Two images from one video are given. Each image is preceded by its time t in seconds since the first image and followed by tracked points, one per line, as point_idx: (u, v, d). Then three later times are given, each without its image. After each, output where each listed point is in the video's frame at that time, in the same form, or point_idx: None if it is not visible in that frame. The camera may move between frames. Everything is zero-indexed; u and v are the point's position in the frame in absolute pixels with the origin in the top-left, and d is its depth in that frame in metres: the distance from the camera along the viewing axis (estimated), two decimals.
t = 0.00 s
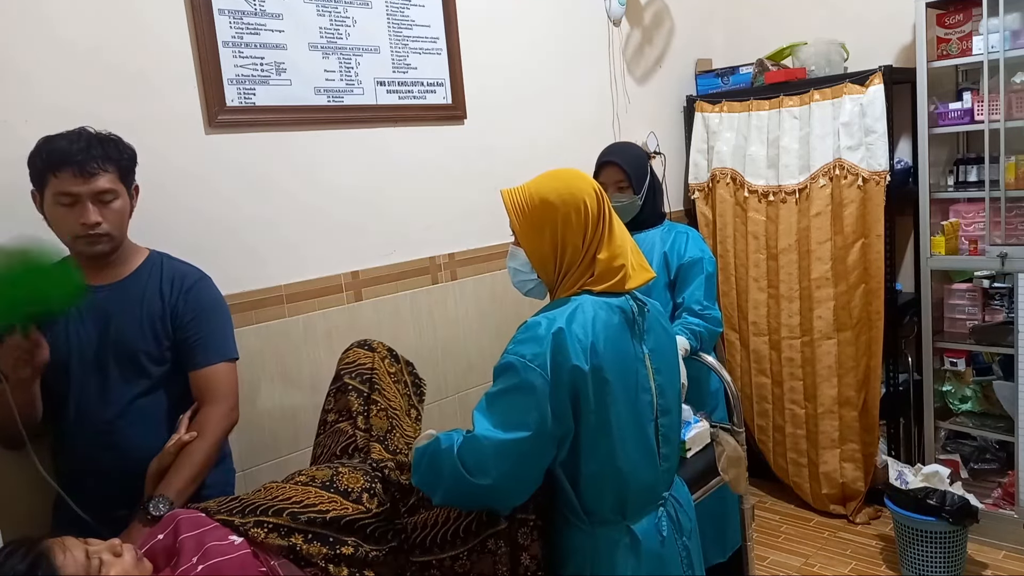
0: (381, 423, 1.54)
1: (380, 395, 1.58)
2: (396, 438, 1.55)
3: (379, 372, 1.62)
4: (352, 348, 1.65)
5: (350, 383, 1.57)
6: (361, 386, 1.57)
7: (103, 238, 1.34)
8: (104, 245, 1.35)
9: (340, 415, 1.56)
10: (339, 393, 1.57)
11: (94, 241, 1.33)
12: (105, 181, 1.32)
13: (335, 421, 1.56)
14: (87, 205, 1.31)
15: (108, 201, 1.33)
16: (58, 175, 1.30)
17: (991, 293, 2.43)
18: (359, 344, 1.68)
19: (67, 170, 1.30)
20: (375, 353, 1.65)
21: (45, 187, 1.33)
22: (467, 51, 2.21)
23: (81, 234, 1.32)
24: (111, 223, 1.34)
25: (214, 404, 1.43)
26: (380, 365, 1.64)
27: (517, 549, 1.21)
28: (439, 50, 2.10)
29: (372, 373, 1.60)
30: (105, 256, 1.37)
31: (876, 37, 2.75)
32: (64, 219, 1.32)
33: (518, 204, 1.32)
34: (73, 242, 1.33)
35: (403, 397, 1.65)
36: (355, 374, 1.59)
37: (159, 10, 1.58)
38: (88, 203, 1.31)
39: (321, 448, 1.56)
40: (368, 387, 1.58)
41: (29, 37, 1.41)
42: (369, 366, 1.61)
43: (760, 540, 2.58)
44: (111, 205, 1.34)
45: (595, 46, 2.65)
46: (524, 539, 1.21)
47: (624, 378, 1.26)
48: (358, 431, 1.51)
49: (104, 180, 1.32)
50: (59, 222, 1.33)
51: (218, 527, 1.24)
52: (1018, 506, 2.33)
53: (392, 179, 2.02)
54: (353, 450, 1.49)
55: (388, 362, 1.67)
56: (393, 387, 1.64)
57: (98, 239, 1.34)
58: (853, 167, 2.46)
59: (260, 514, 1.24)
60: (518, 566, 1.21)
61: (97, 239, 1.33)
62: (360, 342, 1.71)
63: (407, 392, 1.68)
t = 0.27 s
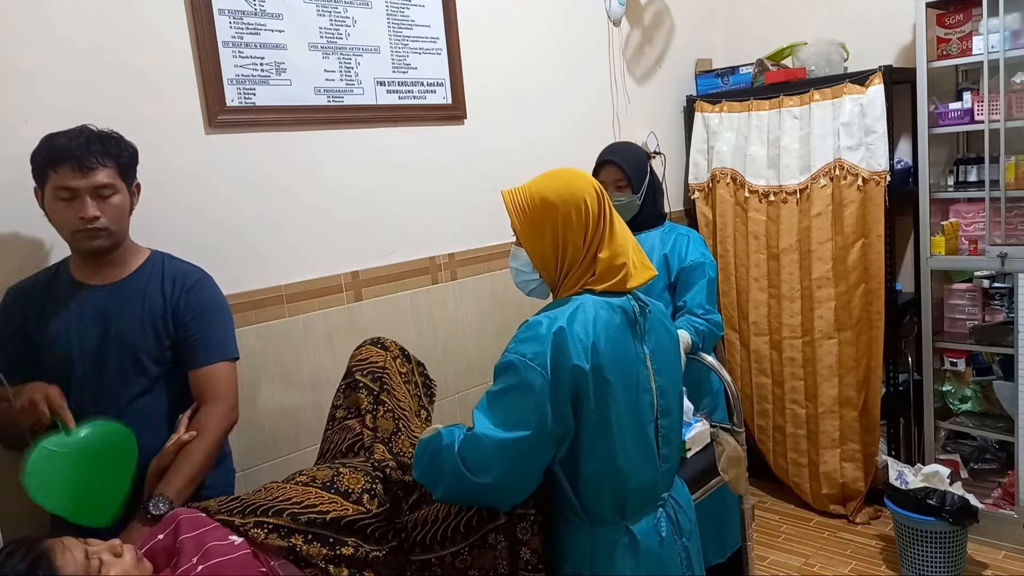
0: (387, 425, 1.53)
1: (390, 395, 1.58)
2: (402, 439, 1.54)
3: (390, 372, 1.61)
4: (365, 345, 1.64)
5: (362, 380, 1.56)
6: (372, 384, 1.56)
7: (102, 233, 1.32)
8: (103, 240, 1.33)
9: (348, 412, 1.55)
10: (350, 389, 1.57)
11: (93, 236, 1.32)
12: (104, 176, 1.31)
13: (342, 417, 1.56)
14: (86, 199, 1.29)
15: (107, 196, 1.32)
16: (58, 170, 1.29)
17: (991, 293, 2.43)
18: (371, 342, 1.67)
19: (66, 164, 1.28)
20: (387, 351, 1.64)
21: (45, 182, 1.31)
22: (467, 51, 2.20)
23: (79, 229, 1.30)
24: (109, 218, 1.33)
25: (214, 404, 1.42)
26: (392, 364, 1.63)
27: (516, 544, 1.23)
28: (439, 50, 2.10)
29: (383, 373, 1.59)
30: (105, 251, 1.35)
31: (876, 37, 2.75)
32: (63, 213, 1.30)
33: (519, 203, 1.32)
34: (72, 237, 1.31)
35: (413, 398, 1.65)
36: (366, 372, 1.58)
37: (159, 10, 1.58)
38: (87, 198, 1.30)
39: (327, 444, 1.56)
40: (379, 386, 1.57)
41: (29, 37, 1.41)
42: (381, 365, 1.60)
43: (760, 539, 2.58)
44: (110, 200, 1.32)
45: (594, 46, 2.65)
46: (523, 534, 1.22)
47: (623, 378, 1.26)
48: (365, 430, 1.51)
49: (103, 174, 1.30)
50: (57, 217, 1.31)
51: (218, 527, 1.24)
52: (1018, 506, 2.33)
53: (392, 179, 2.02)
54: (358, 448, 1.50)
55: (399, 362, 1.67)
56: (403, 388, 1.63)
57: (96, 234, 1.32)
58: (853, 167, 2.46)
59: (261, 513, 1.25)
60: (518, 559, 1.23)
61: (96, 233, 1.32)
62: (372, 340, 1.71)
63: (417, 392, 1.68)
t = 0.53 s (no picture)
0: (388, 425, 1.54)
1: (393, 395, 1.57)
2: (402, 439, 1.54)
3: (394, 372, 1.61)
4: (371, 345, 1.64)
5: (366, 379, 1.56)
6: (376, 384, 1.56)
7: (101, 234, 1.32)
8: (102, 240, 1.33)
9: (353, 411, 1.56)
10: (354, 388, 1.57)
11: (92, 238, 1.31)
12: (103, 177, 1.30)
13: (346, 416, 1.56)
14: (85, 201, 1.29)
15: (106, 197, 1.32)
16: (57, 171, 1.29)
17: (991, 293, 2.43)
18: (376, 341, 1.67)
19: (65, 165, 1.28)
20: (392, 351, 1.64)
21: (44, 183, 1.31)
22: (467, 51, 2.20)
23: (78, 230, 1.30)
24: (109, 219, 1.32)
25: (215, 404, 1.43)
26: (396, 364, 1.63)
27: (517, 538, 1.24)
28: (439, 50, 2.10)
29: (388, 373, 1.59)
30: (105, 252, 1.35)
31: (876, 37, 2.75)
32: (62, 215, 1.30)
33: (519, 204, 1.33)
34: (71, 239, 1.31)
35: (417, 398, 1.65)
36: (371, 371, 1.58)
37: (160, 10, 1.58)
38: (86, 199, 1.30)
39: (330, 442, 1.57)
40: (382, 386, 1.57)
41: (29, 37, 1.41)
42: (386, 365, 1.60)
43: (760, 539, 2.58)
44: (109, 201, 1.32)
45: (594, 46, 2.65)
46: (522, 528, 1.24)
47: (624, 377, 1.26)
48: (369, 430, 1.52)
49: (102, 175, 1.30)
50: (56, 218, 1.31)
51: (219, 527, 1.24)
52: (1018, 506, 2.33)
53: (392, 179, 2.02)
54: (360, 448, 1.50)
55: (404, 362, 1.66)
56: (407, 388, 1.63)
57: (96, 235, 1.31)
58: (854, 167, 2.46)
59: (262, 513, 1.25)
60: (518, 553, 1.25)
61: (95, 234, 1.31)
62: (379, 339, 1.70)
63: (420, 393, 1.68)
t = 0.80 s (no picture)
0: (389, 425, 1.54)
1: (394, 396, 1.57)
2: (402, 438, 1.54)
3: (396, 373, 1.61)
4: (373, 345, 1.64)
5: (368, 379, 1.56)
6: (377, 384, 1.57)
7: (97, 229, 1.32)
8: (97, 237, 1.32)
9: (354, 411, 1.56)
10: (355, 388, 1.57)
11: (87, 232, 1.31)
12: (100, 172, 1.31)
13: (347, 416, 1.56)
14: (82, 195, 1.29)
15: (102, 192, 1.32)
16: (54, 166, 1.29)
17: (991, 293, 2.43)
18: (379, 341, 1.67)
19: (63, 160, 1.29)
20: (394, 351, 1.64)
21: (40, 178, 1.31)
22: (467, 51, 2.21)
23: (74, 224, 1.30)
24: (105, 215, 1.32)
25: (214, 404, 1.43)
26: (398, 365, 1.63)
27: (518, 535, 1.24)
28: (439, 50, 2.10)
29: (389, 373, 1.59)
30: (99, 248, 1.35)
31: (876, 37, 2.75)
32: (58, 209, 1.30)
33: (519, 204, 1.33)
34: (66, 234, 1.31)
35: (418, 398, 1.65)
36: (373, 371, 1.58)
37: (160, 10, 1.58)
38: (83, 192, 1.29)
39: (331, 442, 1.57)
40: (384, 386, 1.57)
41: (30, 37, 1.41)
42: (387, 365, 1.60)
43: (760, 539, 2.58)
44: (105, 196, 1.32)
45: (594, 46, 2.65)
46: (523, 524, 1.23)
47: (624, 377, 1.26)
48: (369, 429, 1.52)
49: (99, 170, 1.31)
50: (51, 212, 1.31)
51: (219, 527, 1.24)
52: (1018, 506, 2.33)
53: (392, 179, 2.02)
54: (361, 448, 1.51)
55: (405, 362, 1.66)
56: (409, 388, 1.63)
57: (91, 230, 1.31)
58: (854, 167, 2.46)
59: (262, 513, 1.25)
60: (519, 550, 1.24)
61: (91, 229, 1.31)
62: (380, 339, 1.70)
63: (422, 393, 1.68)
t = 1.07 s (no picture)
0: (389, 425, 1.54)
1: (394, 396, 1.57)
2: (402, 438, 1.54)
3: (396, 373, 1.61)
4: (372, 345, 1.64)
5: (368, 379, 1.56)
6: (377, 384, 1.57)
7: (76, 232, 1.31)
8: (78, 239, 1.32)
9: (354, 411, 1.56)
10: (355, 388, 1.57)
11: (67, 236, 1.30)
12: (69, 173, 1.30)
13: (347, 416, 1.56)
14: (54, 199, 1.28)
15: (76, 193, 1.30)
16: (24, 173, 1.28)
17: (991, 293, 2.43)
18: (379, 341, 1.67)
19: (30, 166, 1.28)
20: (394, 351, 1.64)
21: (14, 187, 1.31)
22: (467, 51, 2.21)
23: (52, 230, 1.29)
24: (82, 216, 1.31)
25: (210, 403, 1.43)
26: (398, 365, 1.63)
27: (518, 529, 1.27)
28: (439, 50, 2.10)
29: (389, 373, 1.59)
30: (84, 250, 1.34)
31: (876, 37, 2.75)
32: (36, 217, 1.29)
33: (518, 204, 1.33)
34: (47, 240, 1.30)
35: (418, 398, 1.65)
36: (372, 371, 1.58)
37: (160, 10, 1.58)
38: (55, 197, 1.28)
39: (331, 442, 1.57)
40: (384, 386, 1.57)
41: (29, 37, 1.41)
42: (387, 365, 1.60)
43: (760, 540, 2.58)
44: (80, 197, 1.31)
45: (594, 46, 2.65)
46: (524, 519, 1.28)
47: (624, 377, 1.26)
48: (369, 429, 1.52)
49: (68, 172, 1.29)
50: (30, 221, 1.31)
51: (218, 527, 1.24)
52: (1018, 506, 2.33)
53: (392, 179, 2.02)
54: (361, 448, 1.50)
55: (405, 362, 1.66)
56: (409, 389, 1.63)
57: (71, 234, 1.30)
58: (854, 167, 2.46)
59: (261, 514, 1.25)
60: (520, 545, 1.28)
61: (69, 233, 1.30)
62: (379, 339, 1.70)
63: (422, 393, 1.68)
